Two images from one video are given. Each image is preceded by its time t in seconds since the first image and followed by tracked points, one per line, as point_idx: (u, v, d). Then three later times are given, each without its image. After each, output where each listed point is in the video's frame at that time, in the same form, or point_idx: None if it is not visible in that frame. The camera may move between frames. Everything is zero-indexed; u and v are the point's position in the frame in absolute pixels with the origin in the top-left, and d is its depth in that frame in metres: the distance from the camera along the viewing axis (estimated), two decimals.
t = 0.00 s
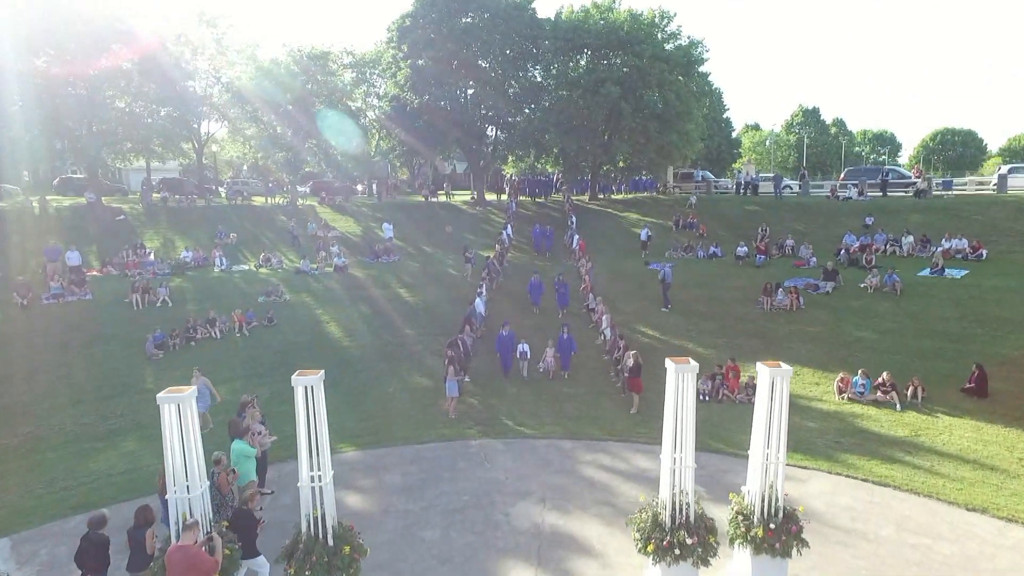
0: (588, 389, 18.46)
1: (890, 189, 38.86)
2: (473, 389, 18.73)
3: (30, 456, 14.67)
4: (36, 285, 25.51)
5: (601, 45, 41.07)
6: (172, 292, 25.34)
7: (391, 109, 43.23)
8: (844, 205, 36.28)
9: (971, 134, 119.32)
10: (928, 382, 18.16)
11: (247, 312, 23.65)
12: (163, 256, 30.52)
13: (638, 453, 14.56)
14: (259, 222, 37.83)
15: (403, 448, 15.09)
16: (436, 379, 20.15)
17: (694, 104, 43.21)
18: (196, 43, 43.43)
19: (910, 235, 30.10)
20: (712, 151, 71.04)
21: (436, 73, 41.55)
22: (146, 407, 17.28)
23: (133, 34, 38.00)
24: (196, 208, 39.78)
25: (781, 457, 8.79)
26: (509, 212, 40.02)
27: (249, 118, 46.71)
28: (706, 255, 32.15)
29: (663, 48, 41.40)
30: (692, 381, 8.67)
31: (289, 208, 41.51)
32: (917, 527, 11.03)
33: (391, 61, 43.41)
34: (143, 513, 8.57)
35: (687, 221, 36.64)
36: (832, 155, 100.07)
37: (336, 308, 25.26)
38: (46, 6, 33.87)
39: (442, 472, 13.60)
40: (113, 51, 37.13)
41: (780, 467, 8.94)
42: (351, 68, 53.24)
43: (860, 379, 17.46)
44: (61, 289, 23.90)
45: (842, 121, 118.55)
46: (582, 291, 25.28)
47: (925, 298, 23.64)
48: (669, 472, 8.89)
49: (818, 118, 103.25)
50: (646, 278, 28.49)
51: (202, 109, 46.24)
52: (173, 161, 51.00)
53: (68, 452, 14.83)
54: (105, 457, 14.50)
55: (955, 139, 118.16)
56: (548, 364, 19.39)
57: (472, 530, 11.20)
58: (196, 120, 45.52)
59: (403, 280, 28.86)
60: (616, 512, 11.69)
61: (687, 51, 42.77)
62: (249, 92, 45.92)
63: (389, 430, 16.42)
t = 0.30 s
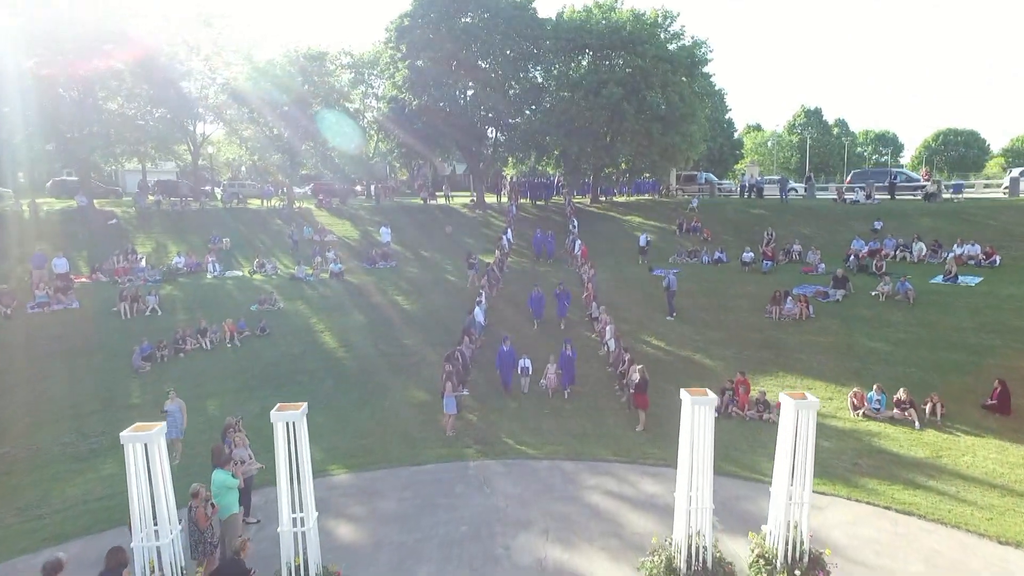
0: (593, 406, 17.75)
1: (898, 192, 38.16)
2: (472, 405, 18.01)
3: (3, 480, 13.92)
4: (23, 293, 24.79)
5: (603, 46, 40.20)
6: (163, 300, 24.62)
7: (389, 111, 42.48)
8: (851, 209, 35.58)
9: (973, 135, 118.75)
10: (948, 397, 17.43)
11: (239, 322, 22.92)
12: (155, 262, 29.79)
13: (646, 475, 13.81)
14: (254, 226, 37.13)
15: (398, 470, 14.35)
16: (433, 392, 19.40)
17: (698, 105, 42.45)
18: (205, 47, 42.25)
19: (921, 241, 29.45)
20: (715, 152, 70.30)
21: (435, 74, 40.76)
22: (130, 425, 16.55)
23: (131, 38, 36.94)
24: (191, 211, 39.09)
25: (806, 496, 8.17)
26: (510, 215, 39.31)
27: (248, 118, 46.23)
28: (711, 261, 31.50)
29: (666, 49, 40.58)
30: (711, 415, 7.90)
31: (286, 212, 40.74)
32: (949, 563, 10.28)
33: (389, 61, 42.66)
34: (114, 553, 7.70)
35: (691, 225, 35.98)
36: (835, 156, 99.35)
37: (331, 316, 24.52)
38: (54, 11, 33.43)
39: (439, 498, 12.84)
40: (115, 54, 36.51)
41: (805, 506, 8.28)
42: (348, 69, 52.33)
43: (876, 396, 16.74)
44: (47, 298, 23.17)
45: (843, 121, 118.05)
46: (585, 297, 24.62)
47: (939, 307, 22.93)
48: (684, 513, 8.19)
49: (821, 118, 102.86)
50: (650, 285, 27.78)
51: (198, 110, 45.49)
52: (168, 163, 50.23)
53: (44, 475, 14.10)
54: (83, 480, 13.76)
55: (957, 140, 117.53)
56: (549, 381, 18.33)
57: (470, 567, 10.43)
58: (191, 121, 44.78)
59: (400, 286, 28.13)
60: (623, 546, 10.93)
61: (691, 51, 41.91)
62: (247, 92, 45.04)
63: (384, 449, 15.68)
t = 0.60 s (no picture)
0: (597, 425, 17.02)
1: (906, 196, 37.43)
2: (471, 423, 17.26)
3: None
4: (7, 302, 24.00)
5: (605, 46, 39.34)
6: (152, 309, 23.86)
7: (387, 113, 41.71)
8: (859, 214, 34.85)
9: (976, 135, 118.01)
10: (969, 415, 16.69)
11: (230, 332, 22.14)
12: (145, 268, 29.02)
13: (654, 502, 13.03)
14: (249, 229, 36.35)
15: (393, 495, 13.59)
16: (430, 407, 18.62)
17: (702, 106, 41.67)
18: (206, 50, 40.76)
19: (932, 246, 28.82)
20: (717, 153, 69.55)
21: (434, 75, 39.96)
22: (112, 445, 15.77)
23: (122, 40, 35.85)
24: (185, 214, 38.28)
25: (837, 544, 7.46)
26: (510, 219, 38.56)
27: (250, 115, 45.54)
28: (716, 266, 30.82)
29: (670, 49, 39.76)
30: (735, 458, 7.14)
31: (282, 215, 39.95)
32: None
33: (387, 62, 41.91)
34: None
35: (695, 229, 35.30)
36: (837, 157, 98.62)
37: (325, 326, 23.72)
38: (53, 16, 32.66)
39: (436, 528, 12.06)
40: (110, 56, 35.74)
41: (836, 553, 7.55)
42: (345, 69, 51.51)
43: (894, 414, 15.99)
44: (31, 307, 22.41)
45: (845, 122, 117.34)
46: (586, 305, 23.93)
47: (955, 317, 22.19)
48: (704, 562, 7.50)
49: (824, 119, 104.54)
50: (654, 293, 27.04)
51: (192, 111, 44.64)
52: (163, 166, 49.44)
53: (19, 502, 13.32)
54: (58, 508, 12.97)
55: (960, 140, 116.80)
56: (551, 400, 17.60)
57: None
58: (185, 122, 43.88)
59: (397, 294, 27.33)
60: None
61: (694, 51, 41.10)
62: (246, 92, 44.71)
63: (378, 470, 14.90)
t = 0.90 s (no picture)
0: (601, 445, 16.25)
1: (915, 200, 36.68)
2: (469, 442, 16.45)
3: None
4: None
5: (607, 46, 38.32)
6: (141, 318, 23.08)
7: (384, 114, 40.87)
8: (868, 219, 34.09)
9: (978, 136, 117.22)
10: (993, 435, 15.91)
11: (220, 343, 21.35)
12: (136, 275, 28.23)
13: (664, 532, 12.23)
14: (243, 234, 35.53)
15: (385, 523, 12.80)
16: (427, 424, 17.80)
17: (705, 108, 40.90)
18: (216, 57, 41.34)
19: (945, 253, 28.18)
20: (719, 155, 68.73)
21: (432, 76, 39.12)
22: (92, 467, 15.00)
23: (118, 43, 35.37)
24: (178, 218, 37.44)
25: None
26: (510, 223, 37.77)
27: (253, 115, 43.12)
28: (722, 273, 30.10)
29: (673, 50, 38.99)
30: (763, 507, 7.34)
31: (278, 218, 39.17)
32: None
33: (384, 63, 41.10)
34: None
35: (699, 233, 34.57)
36: (840, 159, 97.78)
37: (319, 336, 22.94)
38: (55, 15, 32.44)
39: (431, 563, 11.27)
40: (107, 57, 35.31)
41: None
42: (343, 69, 50.28)
43: (915, 433, 15.23)
44: (14, 317, 21.62)
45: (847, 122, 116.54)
46: (590, 314, 23.16)
47: (972, 328, 21.44)
48: None
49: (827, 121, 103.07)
50: (659, 301, 26.24)
51: (187, 113, 43.76)
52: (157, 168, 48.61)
53: None
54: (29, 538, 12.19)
55: (962, 141, 116.01)
56: (553, 423, 16.51)
57: None
58: (178, 119, 42.89)
59: (394, 301, 26.54)
60: None
61: (697, 52, 40.29)
62: (245, 93, 42.58)
63: (371, 494, 14.11)
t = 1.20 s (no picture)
0: (607, 467, 15.42)
1: (924, 204, 35.92)
2: (468, 464, 15.64)
3: None
4: None
5: (609, 47, 37.52)
6: (128, 328, 22.27)
7: (382, 116, 39.96)
8: (877, 224, 33.31)
9: (980, 136, 116.40)
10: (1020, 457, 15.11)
11: (209, 355, 20.55)
12: (126, 282, 27.39)
13: (676, 568, 11.43)
14: (237, 238, 34.70)
15: (378, 556, 11.98)
16: (423, 442, 16.98)
17: (710, 110, 40.12)
18: (214, 58, 42.04)
19: (958, 260, 27.44)
20: (721, 156, 67.91)
21: (431, 77, 38.26)
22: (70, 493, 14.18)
23: (116, 43, 34.97)
24: (172, 221, 36.63)
25: None
26: (511, 227, 36.94)
27: (251, 116, 41.47)
28: (728, 279, 29.31)
29: (677, 51, 38.20)
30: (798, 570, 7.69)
31: (273, 223, 38.36)
32: None
33: (383, 64, 40.29)
34: None
35: (704, 238, 33.80)
36: (843, 160, 96.93)
37: (313, 347, 22.11)
38: (54, 15, 32.33)
39: None
40: (99, 58, 34.53)
41: None
42: (341, 70, 49.37)
43: (938, 456, 14.43)
44: None
45: (849, 123, 115.65)
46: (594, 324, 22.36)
47: (990, 340, 20.68)
48: None
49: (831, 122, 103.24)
50: (664, 310, 25.46)
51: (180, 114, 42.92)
52: (151, 170, 47.74)
53: None
54: None
55: (965, 142, 115.20)
56: (556, 446, 15.32)
57: None
58: (171, 118, 42.11)
59: (391, 310, 25.70)
60: None
61: (702, 52, 39.52)
62: (246, 92, 41.31)
63: (365, 522, 13.28)
